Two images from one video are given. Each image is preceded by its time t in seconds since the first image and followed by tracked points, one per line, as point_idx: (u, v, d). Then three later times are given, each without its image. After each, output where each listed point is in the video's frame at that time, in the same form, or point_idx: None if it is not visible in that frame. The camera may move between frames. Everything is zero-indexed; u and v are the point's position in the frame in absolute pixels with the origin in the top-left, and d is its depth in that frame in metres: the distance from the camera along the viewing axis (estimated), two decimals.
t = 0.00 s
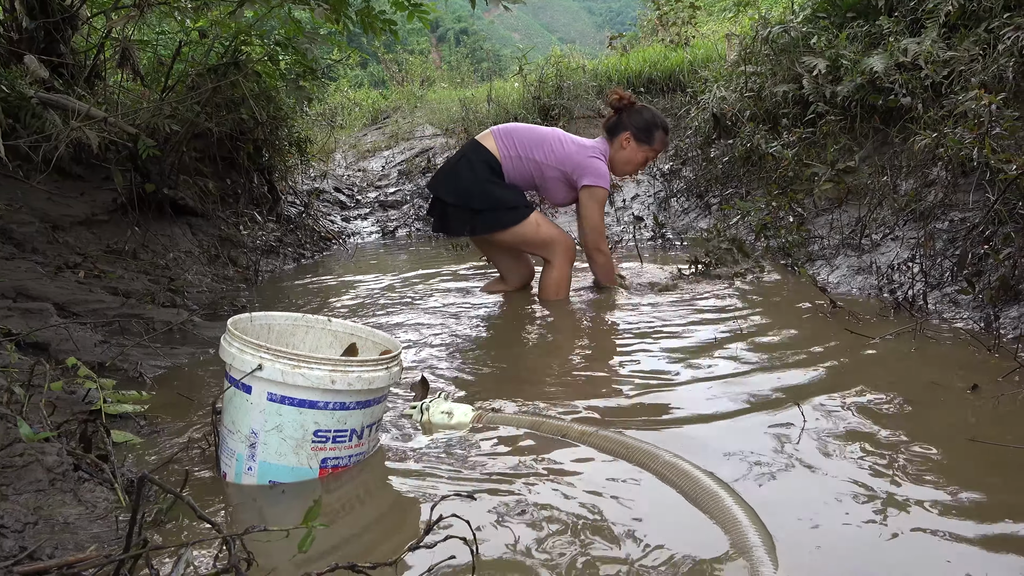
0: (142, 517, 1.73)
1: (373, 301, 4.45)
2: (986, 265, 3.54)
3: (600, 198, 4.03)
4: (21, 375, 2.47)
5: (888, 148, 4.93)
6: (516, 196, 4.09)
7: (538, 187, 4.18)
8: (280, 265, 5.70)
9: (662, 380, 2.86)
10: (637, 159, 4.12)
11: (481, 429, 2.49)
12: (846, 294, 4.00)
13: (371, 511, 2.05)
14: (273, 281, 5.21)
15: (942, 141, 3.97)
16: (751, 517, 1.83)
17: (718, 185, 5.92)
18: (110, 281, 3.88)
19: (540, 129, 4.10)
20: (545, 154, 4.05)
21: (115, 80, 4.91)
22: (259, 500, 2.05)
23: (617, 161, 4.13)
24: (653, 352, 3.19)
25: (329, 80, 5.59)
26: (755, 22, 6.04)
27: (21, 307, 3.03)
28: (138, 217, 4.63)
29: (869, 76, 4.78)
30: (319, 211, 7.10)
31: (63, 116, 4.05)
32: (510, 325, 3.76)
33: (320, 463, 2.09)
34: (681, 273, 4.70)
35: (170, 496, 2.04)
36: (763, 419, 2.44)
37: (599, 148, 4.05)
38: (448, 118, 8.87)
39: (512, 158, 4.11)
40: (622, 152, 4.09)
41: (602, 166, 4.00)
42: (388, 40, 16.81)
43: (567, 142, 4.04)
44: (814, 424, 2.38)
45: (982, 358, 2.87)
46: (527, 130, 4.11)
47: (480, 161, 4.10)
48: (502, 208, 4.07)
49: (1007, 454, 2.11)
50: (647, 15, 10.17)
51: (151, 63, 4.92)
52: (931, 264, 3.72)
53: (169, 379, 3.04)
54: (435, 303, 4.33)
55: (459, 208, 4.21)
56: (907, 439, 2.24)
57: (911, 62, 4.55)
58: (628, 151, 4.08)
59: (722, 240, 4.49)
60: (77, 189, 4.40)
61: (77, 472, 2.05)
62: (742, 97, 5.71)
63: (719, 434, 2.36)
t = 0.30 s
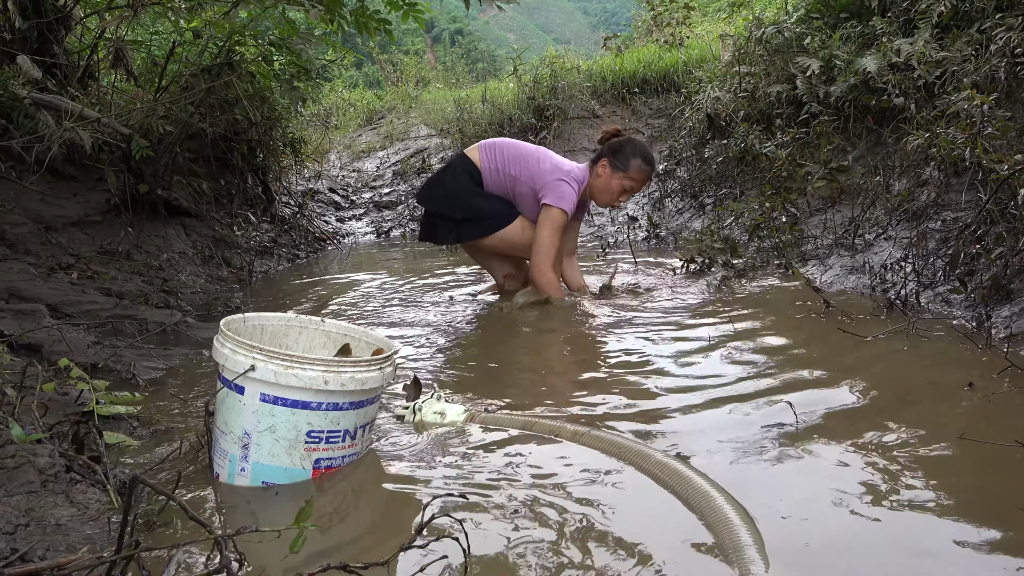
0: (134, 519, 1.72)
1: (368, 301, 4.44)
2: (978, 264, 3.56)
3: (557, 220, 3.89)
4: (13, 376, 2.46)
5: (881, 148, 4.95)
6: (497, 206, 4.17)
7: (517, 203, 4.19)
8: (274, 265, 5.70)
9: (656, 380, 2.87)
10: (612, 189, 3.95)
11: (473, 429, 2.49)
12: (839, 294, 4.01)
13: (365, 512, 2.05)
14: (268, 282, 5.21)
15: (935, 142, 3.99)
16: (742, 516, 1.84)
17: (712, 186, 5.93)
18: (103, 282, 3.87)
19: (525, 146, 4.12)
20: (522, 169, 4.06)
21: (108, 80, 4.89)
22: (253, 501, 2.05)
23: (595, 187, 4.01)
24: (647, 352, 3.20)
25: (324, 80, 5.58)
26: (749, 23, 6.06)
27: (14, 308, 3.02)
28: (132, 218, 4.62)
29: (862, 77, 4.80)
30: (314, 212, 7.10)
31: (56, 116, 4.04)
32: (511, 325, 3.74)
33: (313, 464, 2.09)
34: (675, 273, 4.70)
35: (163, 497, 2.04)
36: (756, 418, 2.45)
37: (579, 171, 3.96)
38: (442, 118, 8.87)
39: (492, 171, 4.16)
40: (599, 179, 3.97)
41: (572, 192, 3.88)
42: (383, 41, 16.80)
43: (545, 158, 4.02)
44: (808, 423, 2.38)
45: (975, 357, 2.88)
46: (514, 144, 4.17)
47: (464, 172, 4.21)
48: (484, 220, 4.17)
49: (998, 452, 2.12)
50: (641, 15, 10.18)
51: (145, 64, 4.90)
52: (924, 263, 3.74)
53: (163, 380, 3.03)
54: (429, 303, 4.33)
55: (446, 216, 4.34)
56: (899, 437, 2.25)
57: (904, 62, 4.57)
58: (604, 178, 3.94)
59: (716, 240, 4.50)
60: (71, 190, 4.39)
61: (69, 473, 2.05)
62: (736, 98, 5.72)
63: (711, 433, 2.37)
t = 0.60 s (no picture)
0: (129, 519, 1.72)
1: (363, 301, 4.45)
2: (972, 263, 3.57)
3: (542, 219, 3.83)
4: (7, 377, 2.46)
5: (875, 148, 4.97)
6: (483, 208, 4.16)
7: (505, 203, 4.16)
8: (269, 266, 5.69)
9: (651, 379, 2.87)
10: (603, 188, 3.91)
11: (468, 429, 2.49)
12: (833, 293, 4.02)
13: (359, 511, 2.05)
14: (263, 283, 5.20)
15: (928, 141, 4.00)
16: (736, 513, 1.84)
17: (707, 185, 5.94)
18: (98, 283, 3.86)
19: (511, 144, 4.10)
20: (506, 168, 4.03)
21: (102, 80, 4.88)
22: (248, 501, 2.04)
23: (584, 184, 3.95)
24: (642, 351, 3.21)
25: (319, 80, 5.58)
26: (743, 23, 6.07)
27: (8, 309, 3.01)
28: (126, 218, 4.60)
29: (856, 76, 4.82)
30: (309, 212, 7.09)
31: (50, 117, 4.03)
32: (511, 326, 3.71)
33: (308, 463, 2.09)
34: (670, 272, 4.71)
35: (158, 497, 2.04)
36: (751, 417, 2.45)
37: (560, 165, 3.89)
38: (437, 118, 8.86)
39: (479, 172, 4.17)
40: (590, 176, 3.91)
41: (550, 184, 3.81)
42: (378, 41, 16.79)
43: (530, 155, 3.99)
44: (803, 422, 2.39)
45: (968, 355, 2.90)
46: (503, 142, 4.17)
47: (453, 175, 4.26)
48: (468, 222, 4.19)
49: (991, 449, 2.14)
50: (636, 15, 10.20)
51: (139, 64, 4.89)
52: (918, 262, 3.75)
53: (158, 380, 3.02)
54: (424, 303, 4.33)
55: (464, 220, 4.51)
56: (893, 435, 2.26)
57: (897, 62, 4.59)
58: (595, 176, 3.89)
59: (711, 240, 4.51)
60: (65, 190, 4.38)
61: (64, 473, 2.04)
62: (731, 97, 5.74)
63: (706, 432, 2.37)
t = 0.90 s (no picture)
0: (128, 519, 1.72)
1: (362, 302, 4.44)
2: (970, 262, 3.58)
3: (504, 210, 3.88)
4: (6, 378, 2.46)
5: (874, 148, 4.97)
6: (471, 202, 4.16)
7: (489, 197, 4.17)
8: (268, 266, 5.69)
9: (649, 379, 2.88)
10: (574, 190, 3.84)
11: (466, 430, 2.49)
12: (832, 292, 4.02)
13: (358, 511, 2.05)
14: (262, 283, 5.20)
15: (926, 141, 4.01)
16: (735, 514, 1.85)
17: (706, 185, 5.94)
18: (96, 283, 3.86)
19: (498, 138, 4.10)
20: (488, 162, 4.05)
21: (100, 80, 4.87)
22: (247, 501, 2.05)
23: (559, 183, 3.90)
24: (641, 351, 3.21)
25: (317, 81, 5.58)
26: (741, 23, 6.08)
27: (7, 309, 3.01)
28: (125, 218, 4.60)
29: (855, 76, 4.82)
30: (308, 213, 7.09)
31: (48, 117, 4.02)
32: (511, 326, 3.71)
33: (307, 463, 2.09)
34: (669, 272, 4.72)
35: (158, 498, 2.04)
36: (750, 417, 2.46)
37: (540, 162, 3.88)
38: (436, 118, 8.86)
39: (464, 164, 4.19)
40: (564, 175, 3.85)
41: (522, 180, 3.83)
42: (376, 41, 16.79)
43: (518, 150, 3.96)
44: (801, 421, 2.40)
45: (967, 354, 2.90)
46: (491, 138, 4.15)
47: (441, 168, 4.26)
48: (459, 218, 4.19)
49: (988, 447, 2.15)
50: (635, 15, 10.21)
51: (137, 65, 4.89)
52: (916, 262, 3.76)
53: (157, 381, 3.03)
54: (423, 303, 4.33)
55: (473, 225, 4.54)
56: (891, 434, 2.27)
57: (896, 62, 4.60)
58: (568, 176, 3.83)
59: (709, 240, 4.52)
60: (63, 191, 4.38)
61: (63, 474, 2.04)
62: (729, 97, 5.74)
63: (704, 432, 2.38)
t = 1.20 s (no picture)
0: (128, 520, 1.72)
1: (362, 303, 4.45)
2: (970, 263, 3.58)
3: (488, 212, 3.84)
4: (6, 379, 2.46)
5: (873, 149, 4.98)
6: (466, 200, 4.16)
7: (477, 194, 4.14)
8: (268, 267, 5.69)
9: (648, 380, 2.88)
10: (542, 182, 3.69)
11: (464, 431, 2.49)
12: (832, 294, 4.02)
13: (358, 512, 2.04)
14: (262, 284, 5.19)
15: (926, 142, 4.01)
16: (733, 514, 1.84)
17: (706, 186, 5.95)
18: (96, 284, 3.86)
19: (485, 133, 4.06)
20: (473, 157, 4.02)
21: (100, 81, 4.87)
22: (247, 502, 2.05)
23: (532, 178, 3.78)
24: (640, 353, 3.21)
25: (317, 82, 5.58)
26: (741, 24, 6.09)
27: (7, 310, 3.01)
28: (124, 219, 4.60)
29: (854, 77, 4.83)
30: (308, 214, 7.09)
31: (48, 118, 4.03)
32: (513, 326, 3.70)
33: (308, 464, 2.09)
34: (668, 273, 4.72)
35: (158, 499, 2.04)
36: (750, 418, 2.46)
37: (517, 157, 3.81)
38: (436, 119, 8.87)
39: (454, 160, 4.17)
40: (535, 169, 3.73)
41: (495, 177, 3.78)
42: (376, 42, 16.81)
43: (500, 147, 3.89)
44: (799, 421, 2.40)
45: (967, 355, 2.90)
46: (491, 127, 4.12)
47: (437, 163, 4.26)
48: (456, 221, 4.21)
49: (987, 447, 2.15)
50: (634, 15, 10.21)
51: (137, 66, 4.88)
52: (916, 262, 3.76)
53: (156, 381, 3.03)
54: (423, 304, 4.33)
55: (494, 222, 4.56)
56: (892, 435, 2.27)
57: (895, 62, 4.60)
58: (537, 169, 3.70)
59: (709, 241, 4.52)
60: (63, 192, 4.38)
61: (63, 475, 2.05)
62: (729, 98, 5.75)
63: (703, 433, 2.38)
